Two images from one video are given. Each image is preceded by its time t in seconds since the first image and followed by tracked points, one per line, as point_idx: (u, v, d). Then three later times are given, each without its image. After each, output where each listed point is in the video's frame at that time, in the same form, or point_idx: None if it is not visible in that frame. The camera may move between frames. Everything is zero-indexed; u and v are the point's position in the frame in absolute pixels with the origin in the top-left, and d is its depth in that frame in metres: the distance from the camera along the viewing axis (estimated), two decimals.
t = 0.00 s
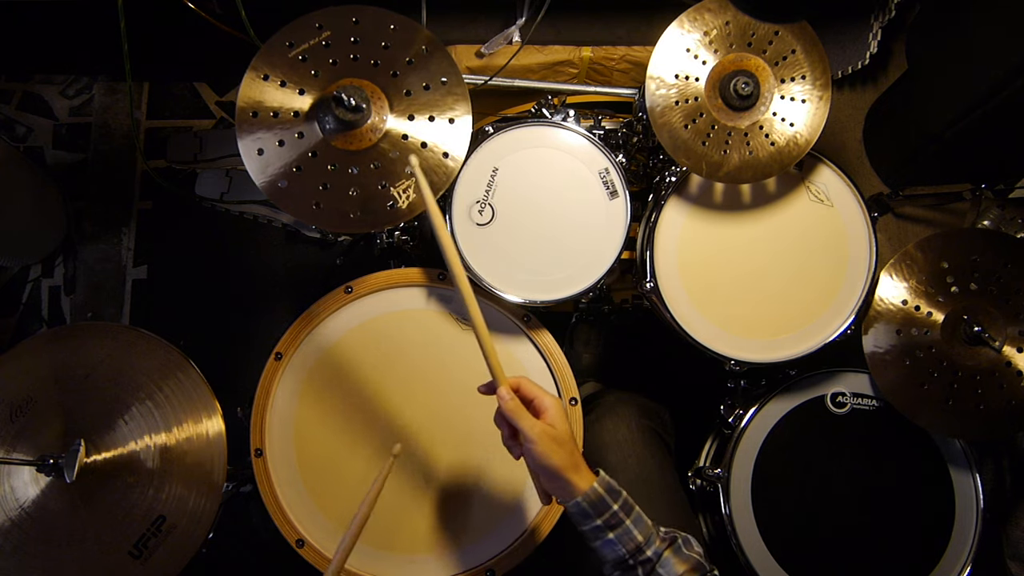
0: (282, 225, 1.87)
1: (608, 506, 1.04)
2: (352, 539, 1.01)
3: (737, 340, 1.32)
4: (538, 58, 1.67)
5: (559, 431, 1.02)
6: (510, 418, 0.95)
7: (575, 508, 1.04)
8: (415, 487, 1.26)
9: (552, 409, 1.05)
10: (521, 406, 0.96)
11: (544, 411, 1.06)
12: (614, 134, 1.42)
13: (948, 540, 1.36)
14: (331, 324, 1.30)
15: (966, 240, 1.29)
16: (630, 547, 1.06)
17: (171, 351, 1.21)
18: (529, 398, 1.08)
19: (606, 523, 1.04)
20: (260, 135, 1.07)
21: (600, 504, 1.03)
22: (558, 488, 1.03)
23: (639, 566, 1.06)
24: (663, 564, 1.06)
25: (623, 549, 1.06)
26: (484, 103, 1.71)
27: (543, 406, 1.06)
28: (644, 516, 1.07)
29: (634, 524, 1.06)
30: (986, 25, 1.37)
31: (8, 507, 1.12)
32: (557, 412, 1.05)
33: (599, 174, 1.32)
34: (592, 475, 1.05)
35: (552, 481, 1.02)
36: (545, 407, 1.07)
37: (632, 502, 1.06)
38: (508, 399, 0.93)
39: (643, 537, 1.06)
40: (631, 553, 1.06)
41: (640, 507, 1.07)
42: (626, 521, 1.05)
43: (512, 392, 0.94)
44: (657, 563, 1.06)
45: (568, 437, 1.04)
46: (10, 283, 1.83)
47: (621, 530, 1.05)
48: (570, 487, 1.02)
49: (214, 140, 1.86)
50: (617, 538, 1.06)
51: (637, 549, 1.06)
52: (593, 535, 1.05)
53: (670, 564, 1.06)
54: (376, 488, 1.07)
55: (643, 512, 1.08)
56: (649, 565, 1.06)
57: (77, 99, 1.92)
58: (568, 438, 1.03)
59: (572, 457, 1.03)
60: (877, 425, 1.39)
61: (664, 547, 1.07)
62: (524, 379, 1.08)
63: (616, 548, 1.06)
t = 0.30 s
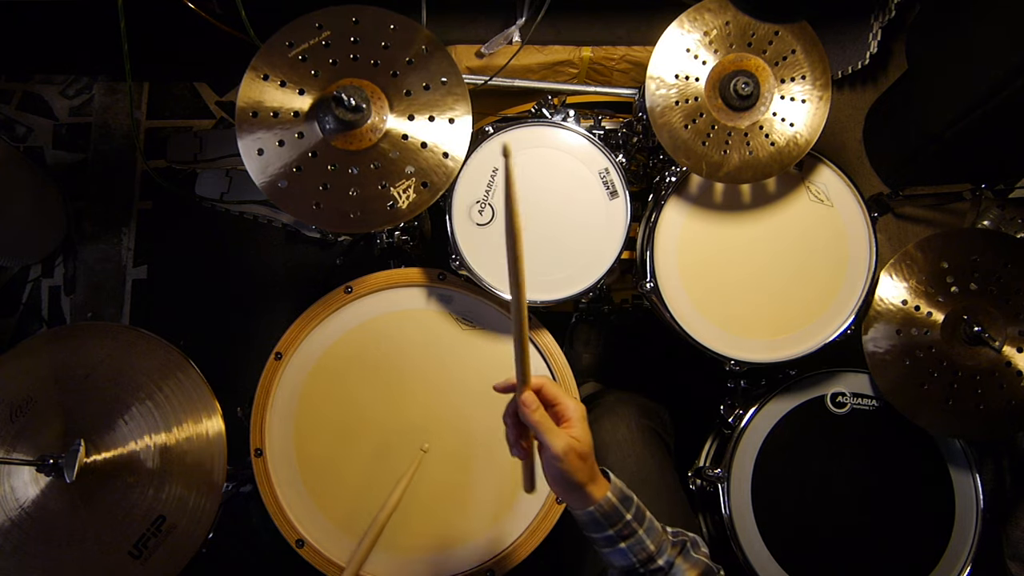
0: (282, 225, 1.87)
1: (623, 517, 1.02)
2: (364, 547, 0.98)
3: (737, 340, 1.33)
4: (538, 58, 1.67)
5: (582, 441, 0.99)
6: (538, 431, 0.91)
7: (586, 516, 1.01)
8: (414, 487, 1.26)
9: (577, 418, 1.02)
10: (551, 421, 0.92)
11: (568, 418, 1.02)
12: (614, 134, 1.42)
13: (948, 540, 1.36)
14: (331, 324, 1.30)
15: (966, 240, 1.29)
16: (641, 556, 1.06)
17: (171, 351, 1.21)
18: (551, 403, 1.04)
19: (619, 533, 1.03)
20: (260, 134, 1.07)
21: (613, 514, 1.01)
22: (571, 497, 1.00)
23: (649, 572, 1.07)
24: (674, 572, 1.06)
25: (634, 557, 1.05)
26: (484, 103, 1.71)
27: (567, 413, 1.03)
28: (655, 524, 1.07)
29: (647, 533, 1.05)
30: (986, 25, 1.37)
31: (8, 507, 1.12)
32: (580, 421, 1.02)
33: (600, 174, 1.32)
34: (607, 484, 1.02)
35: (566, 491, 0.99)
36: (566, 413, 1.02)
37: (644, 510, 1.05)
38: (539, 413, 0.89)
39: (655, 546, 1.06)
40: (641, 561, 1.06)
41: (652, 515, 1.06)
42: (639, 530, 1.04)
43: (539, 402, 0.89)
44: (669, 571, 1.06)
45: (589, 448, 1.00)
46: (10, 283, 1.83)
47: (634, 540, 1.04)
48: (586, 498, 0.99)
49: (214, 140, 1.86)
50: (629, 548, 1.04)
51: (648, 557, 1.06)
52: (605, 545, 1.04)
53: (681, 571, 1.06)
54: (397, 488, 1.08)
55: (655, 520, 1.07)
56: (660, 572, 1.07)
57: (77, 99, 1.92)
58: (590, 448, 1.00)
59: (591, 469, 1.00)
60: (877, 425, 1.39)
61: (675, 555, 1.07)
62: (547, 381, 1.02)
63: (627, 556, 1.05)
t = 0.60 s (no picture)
0: (282, 225, 1.87)
1: (599, 498, 1.05)
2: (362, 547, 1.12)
3: (737, 340, 1.33)
4: (538, 58, 1.67)
5: (552, 427, 1.10)
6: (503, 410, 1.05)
7: (567, 500, 1.05)
8: (415, 487, 1.26)
9: (546, 405, 1.14)
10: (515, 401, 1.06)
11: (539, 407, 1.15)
12: (614, 134, 1.42)
13: (948, 540, 1.36)
14: (331, 324, 1.30)
15: (967, 240, 1.29)
16: (622, 540, 1.06)
17: (171, 351, 1.21)
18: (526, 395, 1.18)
19: (597, 515, 1.05)
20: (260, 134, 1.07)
21: (591, 496, 1.05)
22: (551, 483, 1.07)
23: (632, 559, 1.06)
24: (654, 556, 1.04)
25: (615, 541, 1.06)
26: (484, 103, 1.71)
27: (538, 402, 1.15)
28: (637, 509, 1.07)
29: (626, 516, 1.06)
30: (986, 25, 1.37)
31: (8, 507, 1.12)
32: (552, 409, 1.14)
33: (599, 174, 1.32)
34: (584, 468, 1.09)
35: (545, 475, 1.07)
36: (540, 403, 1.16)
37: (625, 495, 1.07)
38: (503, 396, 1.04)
39: (635, 529, 1.06)
40: (623, 546, 1.06)
41: (632, 500, 1.07)
42: (618, 513, 1.05)
43: (506, 388, 1.06)
44: (649, 556, 1.04)
45: (560, 433, 1.11)
46: (10, 283, 1.83)
47: (612, 522, 1.05)
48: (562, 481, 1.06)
49: (214, 140, 1.86)
50: (609, 531, 1.06)
51: (629, 541, 1.06)
52: (586, 527, 1.06)
53: (662, 557, 1.04)
54: (394, 488, 1.16)
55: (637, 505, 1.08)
56: (641, 558, 1.05)
57: (77, 99, 1.92)
58: (560, 434, 1.11)
59: (565, 453, 1.08)
60: (877, 425, 1.39)
61: (656, 540, 1.05)
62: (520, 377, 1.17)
63: (609, 541, 1.06)
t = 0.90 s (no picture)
0: (282, 225, 1.87)
1: (617, 507, 1.02)
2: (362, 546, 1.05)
3: (737, 340, 1.32)
4: (538, 58, 1.67)
5: (570, 431, 0.99)
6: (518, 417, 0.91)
7: (582, 509, 1.01)
8: (415, 488, 1.26)
9: (562, 408, 1.02)
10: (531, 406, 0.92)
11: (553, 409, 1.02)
12: (614, 134, 1.42)
13: (948, 540, 1.36)
14: (331, 324, 1.30)
15: (966, 240, 1.29)
16: (638, 549, 1.05)
17: (171, 351, 1.21)
18: (537, 395, 1.05)
19: (614, 524, 1.03)
20: (260, 134, 1.07)
21: (608, 505, 1.01)
22: (566, 489, 1.00)
23: (647, 568, 1.06)
24: (670, 565, 1.06)
25: (631, 550, 1.05)
26: (484, 103, 1.71)
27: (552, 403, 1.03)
28: (651, 517, 1.07)
29: (643, 526, 1.05)
30: (986, 25, 1.37)
31: (8, 507, 1.12)
32: (567, 411, 1.02)
33: (599, 174, 1.32)
34: (600, 476, 1.02)
35: (559, 482, 0.99)
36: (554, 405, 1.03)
37: (640, 503, 1.05)
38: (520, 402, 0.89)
39: (651, 539, 1.05)
40: (638, 555, 1.05)
41: (647, 508, 1.06)
42: (635, 522, 1.04)
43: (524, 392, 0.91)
44: (664, 565, 1.06)
45: (577, 438, 1.00)
46: (10, 283, 1.83)
47: (629, 533, 1.04)
48: (579, 489, 0.99)
49: (214, 140, 1.86)
50: (624, 540, 1.04)
51: (645, 550, 1.05)
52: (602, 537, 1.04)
53: (677, 565, 1.06)
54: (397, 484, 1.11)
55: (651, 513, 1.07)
56: (656, 567, 1.06)
57: (77, 99, 1.92)
58: (578, 438, 1.00)
59: (582, 459, 1.00)
60: (877, 425, 1.39)
61: (671, 549, 1.07)
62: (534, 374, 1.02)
63: (624, 550, 1.05)
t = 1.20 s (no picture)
0: (282, 225, 1.87)
1: (613, 502, 1.01)
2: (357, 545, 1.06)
3: (737, 340, 1.32)
4: (538, 58, 1.67)
5: (567, 430, 1.01)
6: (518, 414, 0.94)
7: (578, 505, 1.01)
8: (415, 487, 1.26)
9: (561, 405, 1.03)
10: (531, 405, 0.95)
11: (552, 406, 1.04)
12: (614, 133, 1.42)
13: (948, 540, 1.36)
14: (331, 324, 1.30)
15: (967, 240, 1.28)
16: (634, 543, 1.05)
17: (171, 351, 1.21)
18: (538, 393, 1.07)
19: (610, 519, 1.02)
20: (260, 133, 1.07)
21: (604, 500, 1.00)
22: (562, 485, 1.01)
23: (643, 562, 1.05)
24: (666, 558, 1.05)
25: (627, 545, 1.05)
26: (484, 103, 1.71)
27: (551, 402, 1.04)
28: (647, 511, 1.06)
29: (639, 520, 1.04)
30: (986, 25, 1.37)
31: (8, 507, 1.12)
32: (566, 409, 1.03)
33: (599, 174, 1.32)
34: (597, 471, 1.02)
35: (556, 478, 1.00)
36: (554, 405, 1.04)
37: (636, 497, 1.05)
38: (516, 395, 0.93)
39: (647, 533, 1.05)
40: (634, 549, 1.05)
41: (644, 503, 1.05)
42: (631, 517, 1.03)
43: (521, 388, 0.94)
44: (661, 559, 1.05)
45: (575, 436, 1.01)
46: (10, 283, 1.83)
47: (625, 526, 1.03)
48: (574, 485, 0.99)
49: (214, 140, 1.86)
50: (620, 534, 1.04)
51: (641, 544, 1.05)
52: (597, 530, 1.03)
53: (674, 559, 1.05)
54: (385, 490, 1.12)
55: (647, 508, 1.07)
56: (652, 560, 1.05)
57: (77, 99, 1.92)
58: (576, 437, 1.02)
59: (579, 457, 1.00)
60: (877, 425, 1.39)
61: (667, 542, 1.06)
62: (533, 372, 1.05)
63: (620, 544, 1.05)
